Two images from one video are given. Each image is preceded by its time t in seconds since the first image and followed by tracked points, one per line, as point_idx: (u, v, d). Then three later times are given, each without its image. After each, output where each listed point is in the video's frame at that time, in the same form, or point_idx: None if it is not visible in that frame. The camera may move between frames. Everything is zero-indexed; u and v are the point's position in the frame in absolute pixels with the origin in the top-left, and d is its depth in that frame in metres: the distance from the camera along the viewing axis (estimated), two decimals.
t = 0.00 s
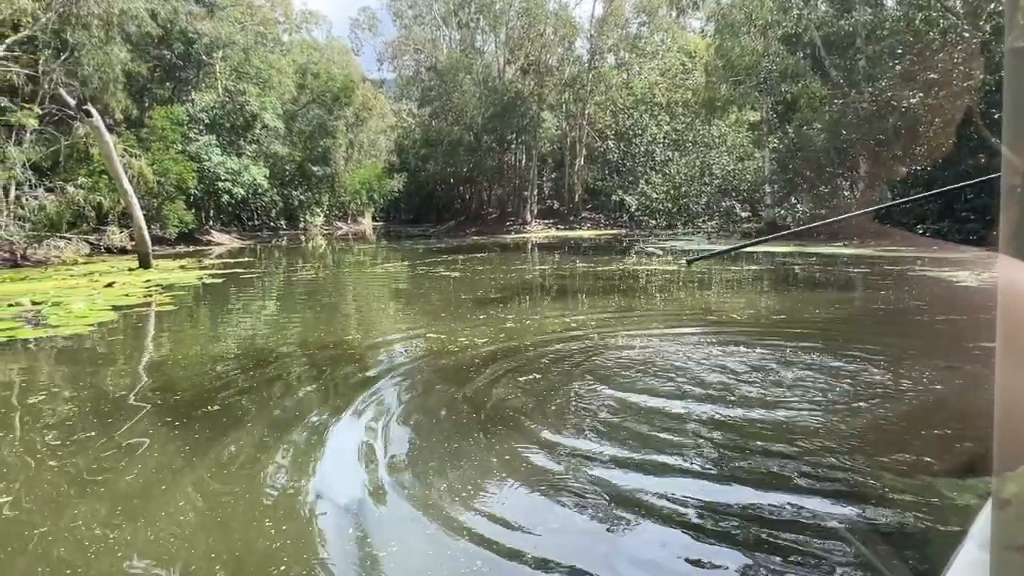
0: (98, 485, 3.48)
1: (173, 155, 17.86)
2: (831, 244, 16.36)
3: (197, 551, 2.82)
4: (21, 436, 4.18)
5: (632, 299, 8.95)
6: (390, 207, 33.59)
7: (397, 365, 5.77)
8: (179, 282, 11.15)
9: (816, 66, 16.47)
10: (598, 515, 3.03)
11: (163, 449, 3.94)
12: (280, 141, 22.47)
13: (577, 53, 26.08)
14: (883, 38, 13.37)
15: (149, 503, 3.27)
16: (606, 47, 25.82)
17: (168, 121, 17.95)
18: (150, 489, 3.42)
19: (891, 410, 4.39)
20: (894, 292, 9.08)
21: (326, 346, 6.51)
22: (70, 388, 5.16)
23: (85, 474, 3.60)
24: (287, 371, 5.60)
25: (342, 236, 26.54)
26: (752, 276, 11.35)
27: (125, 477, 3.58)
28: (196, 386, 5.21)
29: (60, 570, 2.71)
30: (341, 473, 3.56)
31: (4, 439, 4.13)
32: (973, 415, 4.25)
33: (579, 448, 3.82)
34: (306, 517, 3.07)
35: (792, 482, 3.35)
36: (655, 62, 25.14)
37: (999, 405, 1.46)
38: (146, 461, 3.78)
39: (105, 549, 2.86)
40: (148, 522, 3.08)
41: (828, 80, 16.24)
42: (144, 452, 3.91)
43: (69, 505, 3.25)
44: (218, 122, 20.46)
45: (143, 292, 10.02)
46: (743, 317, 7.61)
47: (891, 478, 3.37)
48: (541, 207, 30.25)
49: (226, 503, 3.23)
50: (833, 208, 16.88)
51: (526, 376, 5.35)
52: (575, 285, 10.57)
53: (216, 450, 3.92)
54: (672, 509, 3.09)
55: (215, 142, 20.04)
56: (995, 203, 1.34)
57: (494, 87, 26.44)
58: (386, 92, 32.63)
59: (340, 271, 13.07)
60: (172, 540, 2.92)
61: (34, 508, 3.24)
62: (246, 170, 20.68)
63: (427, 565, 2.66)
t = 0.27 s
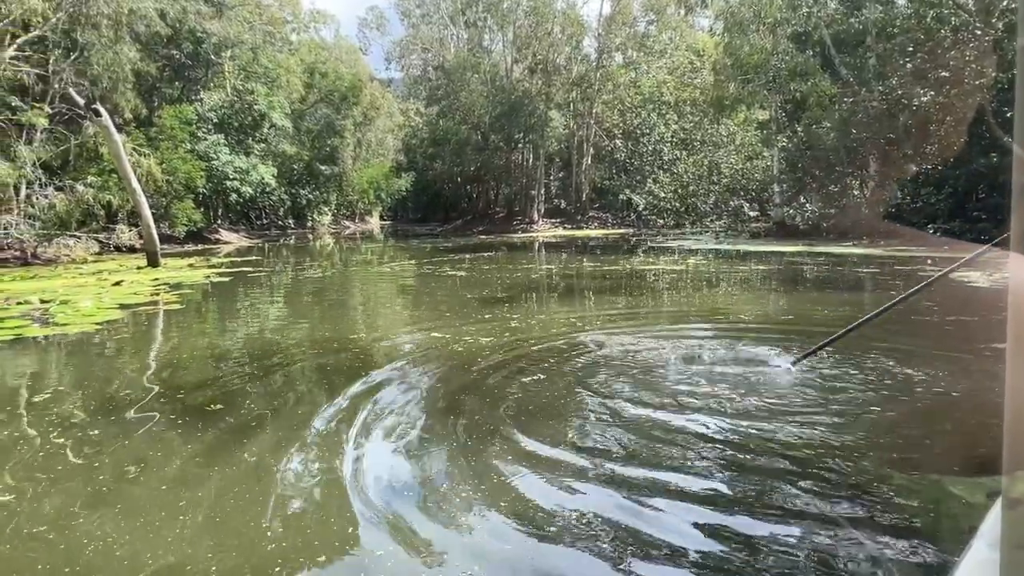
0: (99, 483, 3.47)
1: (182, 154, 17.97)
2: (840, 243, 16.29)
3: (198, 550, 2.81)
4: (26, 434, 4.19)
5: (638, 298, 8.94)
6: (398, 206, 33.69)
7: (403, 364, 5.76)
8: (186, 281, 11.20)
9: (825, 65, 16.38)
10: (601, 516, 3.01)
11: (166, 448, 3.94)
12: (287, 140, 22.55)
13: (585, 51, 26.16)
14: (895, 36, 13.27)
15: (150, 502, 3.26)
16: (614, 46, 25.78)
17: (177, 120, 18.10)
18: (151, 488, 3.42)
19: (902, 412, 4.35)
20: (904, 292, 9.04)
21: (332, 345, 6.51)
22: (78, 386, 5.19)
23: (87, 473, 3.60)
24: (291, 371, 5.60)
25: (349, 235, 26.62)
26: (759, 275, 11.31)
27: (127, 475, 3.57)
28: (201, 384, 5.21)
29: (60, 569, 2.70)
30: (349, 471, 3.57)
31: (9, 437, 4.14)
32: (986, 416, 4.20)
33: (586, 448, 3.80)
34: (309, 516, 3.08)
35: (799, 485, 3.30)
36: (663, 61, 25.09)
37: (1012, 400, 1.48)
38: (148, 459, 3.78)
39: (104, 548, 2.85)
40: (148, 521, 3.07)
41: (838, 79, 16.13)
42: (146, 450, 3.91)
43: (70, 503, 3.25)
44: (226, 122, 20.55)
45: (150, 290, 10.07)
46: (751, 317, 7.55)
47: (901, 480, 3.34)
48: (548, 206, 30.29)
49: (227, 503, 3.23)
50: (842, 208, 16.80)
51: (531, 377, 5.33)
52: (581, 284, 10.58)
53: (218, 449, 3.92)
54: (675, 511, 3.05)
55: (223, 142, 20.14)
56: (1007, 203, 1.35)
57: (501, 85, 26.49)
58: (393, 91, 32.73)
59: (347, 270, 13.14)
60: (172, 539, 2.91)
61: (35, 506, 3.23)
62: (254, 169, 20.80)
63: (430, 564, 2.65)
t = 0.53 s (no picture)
0: (101, 481, 3.49)
1: (191, 153, 18.08)
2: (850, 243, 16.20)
3: (195, 550, 2.82)
4: (32, 431, 4.21)
5: (645, 298, 8.93)
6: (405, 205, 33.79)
7: (409, 364, 5.75)
8: (194, 279, 11.25)
9: (835, 63, 16.26)
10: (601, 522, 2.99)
11: (169, 447, 3.95)
12: (295, 139, 22.64)
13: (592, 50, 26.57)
14: (905, 34, 13.16)
15: (151, 500, 3.27)
16: (621, 45, 26.32)
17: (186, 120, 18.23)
18: (153, 487, 3.43)
19: (912, 414, 4.32)
20: (913, 292, 9.00)
21: (338, 344, 6.52)
22: (86, 385, 5.22)
23: (90, 470, 3.61)
24: (296, 370, 5.60)
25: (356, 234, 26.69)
26: (767, 275, 11.27)
27: (129, 474, 3.59)
28: (206, 383, 5.23)
29: (59, 567, 2.71)
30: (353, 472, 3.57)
31: (15, 434, 4.16)
32: (996, 419, 4.18)
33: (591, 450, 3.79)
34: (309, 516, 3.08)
35: (802, 490, 3.28)
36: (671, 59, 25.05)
37: None
38: (151, 458, 3.79)
39: (104, 546, 2.87)
40: (148, 520, 3.08)
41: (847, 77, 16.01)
42: (149, 449, 3.92)
43: (75, 501, 3.27)
44: (235, 120, 20.65)
45: (158, 288, 10.14)
46: (759, 317, 7.51)
47: (909, 484, 3.33)
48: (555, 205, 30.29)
49: (227, 502, 3.23)
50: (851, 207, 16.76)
51: (535, 377, 5.30)
52: (589, 283, 10.60)
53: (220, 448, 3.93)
54: (676, 517, 3.04)
55: (232, 141, 20.24)
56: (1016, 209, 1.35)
57: (509, 84, 26.57)
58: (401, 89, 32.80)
59: (355, 268, 13.21)
60: (170, 539, 2.92)
61: (37, 503, 3.25)
62: (262, 168, 20.92)
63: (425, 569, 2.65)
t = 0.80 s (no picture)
0: (107, 478, 3.50)
1: (198, 152, 18.17)
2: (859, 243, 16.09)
3: (193, 549, 2.80)
4: (38, 429, 4.23)
5: (652, 297, 8.90)
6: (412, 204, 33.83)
7: (416, 363, 5.73)
8: (201, 278, 11.27)
9: (844, 61, 16.15)
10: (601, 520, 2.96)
11: (171, 445, 3.96)
12: (303, 138, 22.71)
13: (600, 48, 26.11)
14: (915, 31, 13.05)
15: (151, 499, 3.27)
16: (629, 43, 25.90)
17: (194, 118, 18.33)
18: (153, 484, 3.42)
19: (920, 412, 4.31)
20: (922, 292, 8.93)
21: (343, 343, 6.51)
22: (94, 382, 5.24)
23: (92, 469, 3.62)
24: (302, 368, 5.60)
25: (364, 233, 26.72)
26: (774, 275, 11.20)
27: (131, 472, 3.58)
28: (213, 381, 5.24)
29: (58, 567, 2.70)
30: (359, 470, 3.58)
31: (19, 432, 4.17)
32: (1005, 418, 4.14)
33: (596, 448, 3.77)
34: (309, 514, 3.08)
35: (809, 491, 3.23)
36: (679, 58, 25.04)
37: None
38: (158, 455, 3.81)
39: (108, 543, 2.87)
40: (147, 519, 3.07)
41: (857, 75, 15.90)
42: (155, 446, 3.94)
43: (80, 498, 3.28)
44: (242, 120, 20.71)
45: (164, 287, 10.19)
46: (767, 317, 7.45)
47: (917, 481, 3.32)
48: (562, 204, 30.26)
49: (227, 501, 3.22)
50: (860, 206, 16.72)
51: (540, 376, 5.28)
52: (595, 282, 10.58)
53: (222, 446, 3.92)
54: (678, 515, 3.00)
55: (239, 140, 20.25)
56: None
57: (516, 83, 26.41)
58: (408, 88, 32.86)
59: (361, 267, 13.24)
60: (169, 538, 2.91)
61: (38, 502, 3.24)
62: (269, 167, 20.97)
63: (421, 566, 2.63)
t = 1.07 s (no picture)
0: (113, 476, 3.52)
1: (205, 151, 18.25)
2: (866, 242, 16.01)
3: (190, 552, 2.79)
4: (41, 427, 4.24)
5: (657, 296, 8.88)
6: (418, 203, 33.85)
7: (422, 362, 5.73)
8: (206, 277, 11.31)
9: (852, 59, 16.06)
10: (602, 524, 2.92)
11: (172, 445, 3.95)
12: (309, 137, 22.77)
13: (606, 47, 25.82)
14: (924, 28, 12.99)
15: (149, 500, 3.25)
16: (635, 40, 25.60)
17: (200, 118, 18.42)
18: (152, 485, 3.42)
19: (928, 412, 4.30)
20: (930, 292, 8.88)
21: (350, 341, 6.54)
22: (99, 380, 5.27)
23: (92, 468, 3.62)
24: (306, 368, 5.60)
25: (370, 231, 26.75)
26: (781, 274, 11.14)
27: (130, 471, 3.58)
28: (220, 379, 5.27)
29: (54, 568, 2.69)
30: (360, 468, 3.56)
31: (22, 430, 4.19)
32: (1013, 418, 4.13)
33: (599, 450, 3.74)
34: (308, 515, 3.06)
35: (814, 495, 3.18)
36: (686, 56, 25.02)
37: None
38: (165, 453, 3.84)
39: (111, 541, 2.88)
40: (144, 520, 3.06)
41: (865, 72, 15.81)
42: (162, 444, 3.96)
43: (86, 494, 3.31)
44: (249, 118, 20.76)
45: (170, 285, 10.22)
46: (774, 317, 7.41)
47: (923, 481, 3.31)
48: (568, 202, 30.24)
49: (225, 503, 3.20)
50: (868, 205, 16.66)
51: (546, 376, 5.26)
52: (601, 281, 10.57)
53: (223, 446, 3.91)
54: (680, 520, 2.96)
55: (246, 138, 20.29)
56: None
57: (522, 82, 26.24)
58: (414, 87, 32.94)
59: (366, 266, 13.27)
60: (171, 537, 2.91)
61: (37, 501, 3.25)
62: (276, 165, 21.01)
63: (420, 568, 2.61)
